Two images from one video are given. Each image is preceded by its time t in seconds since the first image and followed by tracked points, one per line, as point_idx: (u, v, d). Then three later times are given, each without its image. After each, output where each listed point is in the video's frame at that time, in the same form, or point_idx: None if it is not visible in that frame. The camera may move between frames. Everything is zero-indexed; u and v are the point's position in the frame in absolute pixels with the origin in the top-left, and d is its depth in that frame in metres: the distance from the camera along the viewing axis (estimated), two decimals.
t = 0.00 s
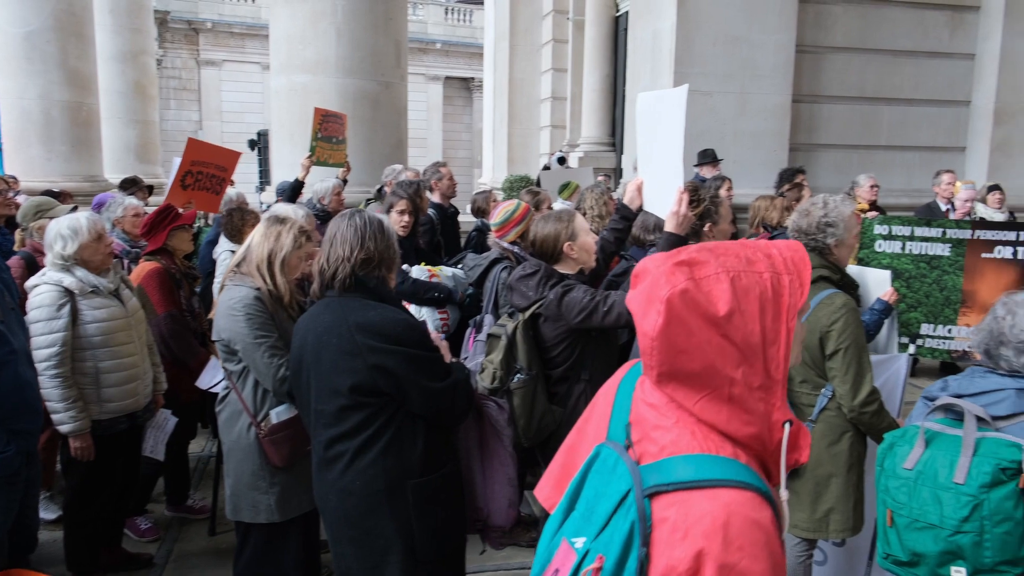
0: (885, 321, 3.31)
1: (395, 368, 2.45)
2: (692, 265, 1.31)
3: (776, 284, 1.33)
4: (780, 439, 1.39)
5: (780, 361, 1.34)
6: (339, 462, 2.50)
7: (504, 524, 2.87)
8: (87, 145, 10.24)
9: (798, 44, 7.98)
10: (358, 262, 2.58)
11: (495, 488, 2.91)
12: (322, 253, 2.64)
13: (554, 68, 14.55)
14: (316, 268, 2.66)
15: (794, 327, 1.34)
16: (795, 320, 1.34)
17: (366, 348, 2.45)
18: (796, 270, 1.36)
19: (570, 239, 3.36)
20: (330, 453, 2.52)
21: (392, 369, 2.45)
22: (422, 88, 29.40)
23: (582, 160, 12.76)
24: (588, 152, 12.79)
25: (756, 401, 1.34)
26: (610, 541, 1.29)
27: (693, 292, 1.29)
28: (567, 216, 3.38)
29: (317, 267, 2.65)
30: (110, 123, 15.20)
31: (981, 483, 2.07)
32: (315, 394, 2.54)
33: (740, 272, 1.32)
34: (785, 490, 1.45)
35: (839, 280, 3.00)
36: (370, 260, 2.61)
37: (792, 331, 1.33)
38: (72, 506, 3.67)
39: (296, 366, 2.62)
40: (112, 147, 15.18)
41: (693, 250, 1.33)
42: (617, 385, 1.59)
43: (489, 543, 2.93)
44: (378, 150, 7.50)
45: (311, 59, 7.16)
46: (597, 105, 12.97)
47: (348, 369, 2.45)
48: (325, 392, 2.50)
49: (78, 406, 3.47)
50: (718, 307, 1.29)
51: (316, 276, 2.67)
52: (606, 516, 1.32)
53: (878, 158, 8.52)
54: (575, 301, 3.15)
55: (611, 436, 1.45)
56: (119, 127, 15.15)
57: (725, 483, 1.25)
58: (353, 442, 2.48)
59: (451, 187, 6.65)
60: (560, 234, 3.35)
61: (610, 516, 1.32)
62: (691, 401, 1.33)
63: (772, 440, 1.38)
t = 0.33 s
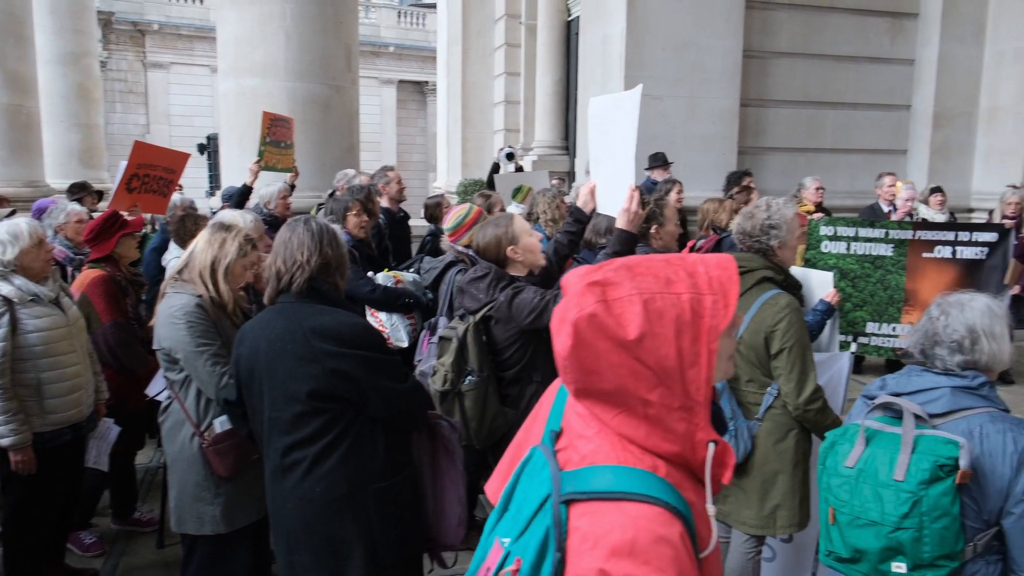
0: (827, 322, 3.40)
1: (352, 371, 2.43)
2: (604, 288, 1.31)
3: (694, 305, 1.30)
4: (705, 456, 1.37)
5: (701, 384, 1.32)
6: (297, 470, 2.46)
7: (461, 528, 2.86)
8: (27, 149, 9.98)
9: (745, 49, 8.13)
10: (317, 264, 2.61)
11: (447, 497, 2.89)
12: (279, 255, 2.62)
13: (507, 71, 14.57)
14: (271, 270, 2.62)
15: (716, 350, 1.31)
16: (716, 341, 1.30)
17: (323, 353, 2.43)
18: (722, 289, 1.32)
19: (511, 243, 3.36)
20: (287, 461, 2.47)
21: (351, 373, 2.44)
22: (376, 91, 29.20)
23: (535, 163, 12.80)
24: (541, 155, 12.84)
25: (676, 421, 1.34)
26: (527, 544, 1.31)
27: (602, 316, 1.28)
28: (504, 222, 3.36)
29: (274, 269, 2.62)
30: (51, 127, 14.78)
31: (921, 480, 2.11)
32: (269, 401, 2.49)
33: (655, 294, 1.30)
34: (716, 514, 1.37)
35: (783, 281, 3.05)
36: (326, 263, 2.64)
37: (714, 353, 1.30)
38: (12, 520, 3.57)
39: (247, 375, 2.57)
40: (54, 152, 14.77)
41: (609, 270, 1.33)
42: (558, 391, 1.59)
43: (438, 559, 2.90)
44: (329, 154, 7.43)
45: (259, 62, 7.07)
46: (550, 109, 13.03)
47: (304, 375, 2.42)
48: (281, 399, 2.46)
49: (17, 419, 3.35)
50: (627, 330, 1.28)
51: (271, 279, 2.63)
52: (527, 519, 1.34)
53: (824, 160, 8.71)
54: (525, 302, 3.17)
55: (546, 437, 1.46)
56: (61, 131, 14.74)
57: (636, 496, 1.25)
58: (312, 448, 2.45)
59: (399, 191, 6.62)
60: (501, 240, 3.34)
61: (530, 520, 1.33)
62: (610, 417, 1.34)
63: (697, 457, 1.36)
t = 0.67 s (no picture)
0: (757, 325, 3.47)
1: (318, 376, 2.40)
2: (534, 278, 1.33)
3: (616, 295, 1.35)
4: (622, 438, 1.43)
5: (622, 370, 1.37)
6: (254, 480, 2.39)
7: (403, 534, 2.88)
8: None
9: (683, 56, 8.28)
10: (278, 269, 2.54)
11: (389, 507, 2.87)
12: (239, 259, 2.52)
13: (450, 75, 14.55)
14: (230, 274, 2.51)
15: (636, 337, 1.36)
16: (636, 329, 1.36)
17: (292, 359, 2.37)
18: (639, 280, 1.37)
19: (453, 247, 3.39)
20: (244, 470, 2.39)
21: (317, 379, 2.40)
22: (317, 92, 28.82)
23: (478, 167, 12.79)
24: (484, 159, 12.83)
25: (599, 406, 1.38)
26: (462, 537, 1.31)
27: (534, 304, 1.31)
28: (450, 224, 3.42)
29: (233, 273, 2.51)
30: None
31: (851, 479, 2.16)
32: (226, 409, 2.39)
33: (580, 285, 1.34)
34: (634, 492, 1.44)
35: (714, 285, 3.12)
36: (285, 269, 2.58)
37: (633, 341, 1.36)
38: None
39: (196, 380, 2.45)
40: None
41: (537, 263, 1.35)
42: (476, 388, 1.59)
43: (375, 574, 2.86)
44: (267, 156, 7.30)
45: (193, 62, 6.91)
46: (493, 113, 13.05)
47: (271, 382, 2.35)
48: (240, 405, 2.38)
49: None
50: (556, 318, 1.31)
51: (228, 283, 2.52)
52: (459, 514, 1.34)
53: (759, 167, 8.93)
54: (460, 305, 3.20)
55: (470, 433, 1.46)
56: None
57: (565, 479, 1.29)
58: (274, 457, 2.39)
59: (334, 195, 6.57)
60: (443, 242, 3.38)
61: (462, 513, 1.33)
62: (537, 406, 1.36)
63: (615, 440, 1.42)
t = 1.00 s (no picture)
0: (697, 326, 3.53)
1: (314, 386, 2.27)
2: (447, 264, 1.58)
3: (518, 282, 1.58)
4: (524, 412, 1.59)
5: (522, 347, 1.58)
6: (254, 501, 2.17)
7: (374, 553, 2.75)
8: None
9: (627, 61, 8.38)
10: (253, 277, 2.36)
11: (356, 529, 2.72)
12: (214, 267, 2.28)
13: (395, 77, 14.47)
14: (209, 283, 2.25)
15: (534, 319, 1.58)
16: (534, 311, 1.58)
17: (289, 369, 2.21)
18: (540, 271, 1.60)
19: (400, 250, 3.38)
20: (242, 491, 2.17)
21: (312, 389, 2.28)
22: (260, 94, 28.35)
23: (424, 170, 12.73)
24: (430, 162, 12.77)
25: (501, 378, 1.57)
26: (378, 491, 1.52)
27: (444, 283, 1.54)
28: (399, 228, 3.41)
29: (211, 282, 2.26)
30: None
31: (787, 477, 2.21)
32: (217, 427, 2.16)
33: (488, 270, 1.59)
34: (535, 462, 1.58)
35: (655, 288, 3.17)
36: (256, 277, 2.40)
37: (532, 322, 1.57)
38: None
39: (178, 397, 2.16)
40: None
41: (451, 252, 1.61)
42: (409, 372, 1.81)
43: None
44: (207, 159, 7.16)
45: (129, 62, 6.75)
46: (440, 116, 13.01)
47: (271, 393, 2.18)
48: (234, 421, 2.17)
49: None
50: (463, 294, 1.54)
51: (208, 293, 2.25)
52: (378, 472, 1.54)
53: (702, 170, 9.09)
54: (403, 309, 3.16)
55: (397, 407, 1.70)
56: None
57: (466, 437, 1.47)
58: (274, 475, 2.20)
59: (276, 198, 6.50)
60: (391, 245, 3.37)
61: (381, 472, 1.54)
62: (448, 376, 1.54)
63: (517, 412, 1.59)
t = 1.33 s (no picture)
0: (639, 329, 3.58)
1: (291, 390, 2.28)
2: (369, 250, 1.83)
3: (427, 268, 1.79)
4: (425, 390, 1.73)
5: (424, 327, 1.74)
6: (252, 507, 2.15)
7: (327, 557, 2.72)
8: None
9: (573, 67, 8.46)
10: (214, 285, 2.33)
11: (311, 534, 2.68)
12: (179, 273, 2.22)
13: (342, 80, 14.35)
14: (178, 287, 2.19)
15: (435, 303, 1.75)
16: (437, 295, 1.75)
17: (270, 376, 2.21)
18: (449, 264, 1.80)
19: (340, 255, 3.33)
20: (241, 499, 2.13)
21: (289, 395, 2.27)
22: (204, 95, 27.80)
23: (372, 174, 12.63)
24: (378, 166, 12.67)
25: (405, 354, 1.74)
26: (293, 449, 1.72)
27: (359, 264, 1.79)
28: (336, 233, 3.37)
29: (180, 286, 2.20)
30: None
31: (718, 471, 2.26)
32: (203, 439, 2.09)
33: (402, 256, 1.81)
34: (431, 437, 1.73)
35: (596, 292, 3.21)
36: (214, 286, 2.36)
37: (434, 305, 1.74)
38: None
39: (165, 409, 2.06)
40: None
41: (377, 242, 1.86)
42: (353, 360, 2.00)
43: None
44: (147, 162, 7.00)
45: (63, 62, 6.56)
46: (388, 119, 12.93)
47: (260, 401, 2.16)
48: (225, 432, 2.12)
49: None
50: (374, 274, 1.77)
51: (180, 296, 2.18)
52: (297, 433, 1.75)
53: (648, 176, 9.22)
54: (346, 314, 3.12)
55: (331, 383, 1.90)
56: None
57: (356, 399, 1.63)
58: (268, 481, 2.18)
59: (218, 202, 6.39)
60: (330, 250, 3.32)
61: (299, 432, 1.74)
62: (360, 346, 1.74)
63: (417, 390, 1.73)
